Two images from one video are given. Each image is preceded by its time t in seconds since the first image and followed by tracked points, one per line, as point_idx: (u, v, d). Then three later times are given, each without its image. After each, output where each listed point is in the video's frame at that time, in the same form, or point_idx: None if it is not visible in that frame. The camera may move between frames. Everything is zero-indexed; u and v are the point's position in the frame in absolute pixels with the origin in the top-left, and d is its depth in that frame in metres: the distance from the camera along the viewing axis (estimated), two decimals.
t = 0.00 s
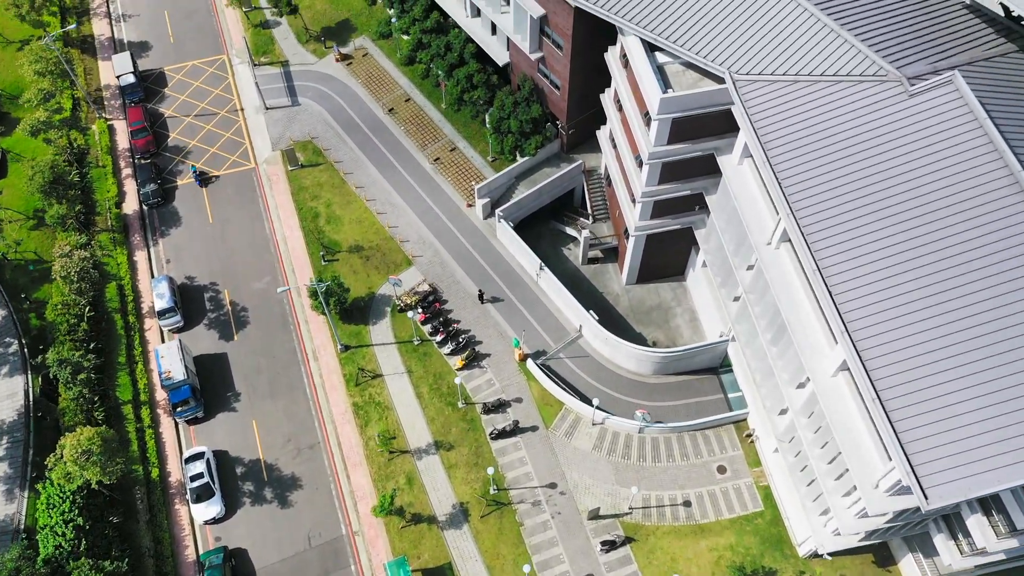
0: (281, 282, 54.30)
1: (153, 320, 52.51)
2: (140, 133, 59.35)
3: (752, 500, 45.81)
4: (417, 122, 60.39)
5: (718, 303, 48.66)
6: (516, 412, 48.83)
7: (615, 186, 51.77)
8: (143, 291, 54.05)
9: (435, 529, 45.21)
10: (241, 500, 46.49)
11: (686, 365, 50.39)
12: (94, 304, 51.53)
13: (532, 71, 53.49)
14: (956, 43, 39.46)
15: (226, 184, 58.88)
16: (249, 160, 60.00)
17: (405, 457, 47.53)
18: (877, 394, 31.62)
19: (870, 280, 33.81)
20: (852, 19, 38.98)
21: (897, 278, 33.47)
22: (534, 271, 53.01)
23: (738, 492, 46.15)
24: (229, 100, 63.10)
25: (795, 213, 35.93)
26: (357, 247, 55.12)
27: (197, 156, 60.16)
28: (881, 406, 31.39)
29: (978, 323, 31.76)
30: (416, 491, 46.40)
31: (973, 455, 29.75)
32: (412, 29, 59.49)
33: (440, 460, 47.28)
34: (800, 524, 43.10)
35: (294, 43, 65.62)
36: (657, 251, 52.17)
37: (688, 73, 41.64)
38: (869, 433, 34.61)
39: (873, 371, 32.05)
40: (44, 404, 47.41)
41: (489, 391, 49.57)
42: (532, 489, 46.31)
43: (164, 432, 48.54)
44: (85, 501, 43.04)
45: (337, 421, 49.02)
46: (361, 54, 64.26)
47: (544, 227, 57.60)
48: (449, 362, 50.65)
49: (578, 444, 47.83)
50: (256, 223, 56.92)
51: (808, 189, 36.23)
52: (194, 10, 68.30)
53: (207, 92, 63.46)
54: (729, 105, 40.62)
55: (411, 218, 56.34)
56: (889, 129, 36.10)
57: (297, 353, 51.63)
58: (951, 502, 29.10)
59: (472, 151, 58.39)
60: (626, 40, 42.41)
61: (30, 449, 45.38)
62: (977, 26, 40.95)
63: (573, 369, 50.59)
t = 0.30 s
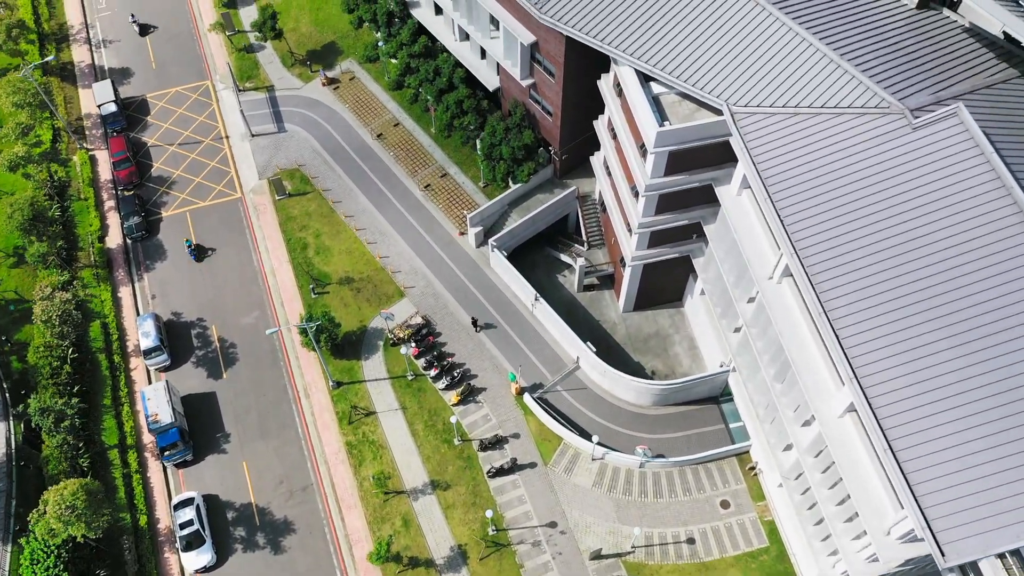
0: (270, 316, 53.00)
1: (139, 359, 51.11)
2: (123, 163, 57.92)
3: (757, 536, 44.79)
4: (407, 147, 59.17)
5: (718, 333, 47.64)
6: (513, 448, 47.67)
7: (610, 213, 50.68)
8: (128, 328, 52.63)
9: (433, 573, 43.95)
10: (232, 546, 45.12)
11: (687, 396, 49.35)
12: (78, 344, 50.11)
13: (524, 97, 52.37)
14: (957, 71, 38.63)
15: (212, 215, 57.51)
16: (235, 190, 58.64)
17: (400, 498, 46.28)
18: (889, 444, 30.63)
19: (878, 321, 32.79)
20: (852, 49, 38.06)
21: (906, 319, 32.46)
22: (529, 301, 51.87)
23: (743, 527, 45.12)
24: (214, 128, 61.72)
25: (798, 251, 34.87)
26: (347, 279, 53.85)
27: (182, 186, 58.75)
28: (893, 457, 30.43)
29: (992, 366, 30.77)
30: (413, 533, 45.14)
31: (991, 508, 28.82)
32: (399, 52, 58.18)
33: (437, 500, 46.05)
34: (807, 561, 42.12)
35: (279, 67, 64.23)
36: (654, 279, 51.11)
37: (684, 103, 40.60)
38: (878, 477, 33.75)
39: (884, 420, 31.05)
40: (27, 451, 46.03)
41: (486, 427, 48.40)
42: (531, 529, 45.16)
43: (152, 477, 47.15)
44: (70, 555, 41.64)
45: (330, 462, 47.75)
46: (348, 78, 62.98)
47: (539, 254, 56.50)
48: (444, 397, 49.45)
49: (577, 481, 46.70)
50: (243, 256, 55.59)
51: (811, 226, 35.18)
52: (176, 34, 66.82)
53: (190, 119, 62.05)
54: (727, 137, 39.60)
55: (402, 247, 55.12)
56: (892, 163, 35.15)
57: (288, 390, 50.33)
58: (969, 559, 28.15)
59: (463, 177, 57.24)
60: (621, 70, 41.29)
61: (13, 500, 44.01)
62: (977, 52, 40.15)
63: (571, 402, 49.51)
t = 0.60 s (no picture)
0: (259, 353, 51.70)
1: (125, 400, 49.72)
2: (106, 196, 56.51)
3: (763, 573, 43.77)
4: (397, 174, 57.94)
5: (719, 364, 46.59)
6: (512, 487, 46.54)
7: (606, 242, 49.58)
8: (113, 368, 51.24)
9: None
10: None
11: (688, 428, 48.29)
12: (61, 387, 48.72)
13: (516, 124, 51.24)
14: (959, 99, 37.64)
15: (198, 247, 56.12)
16: (222, 221, 57.28)
17: (397, 541, 45.04)
18: (904, 496, 29.58)
19: (887, 365, 31.69)
20: (853, 79, 37.09)
21: (917, 364, 31.41)
22: (525, 332, 50.70)
23: (749, 564, 44.09)
24: (199, 156, 60.34)
25: (803, 291, 33.74)
26: (338, 312, 52.57)
27: (167, 218, 57.35)
28: (908, 509, 29.39)
29: (1007, 413, 29.79)
30: None
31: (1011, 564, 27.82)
32: (387, 78, 57.08)
33: (435, 543, 44.84)
34: None
35: (265, 92, 62.88)
36: (652, 308, 50.04)
37: (682, 135, 39.55)
38: (890, 525, 32.73)
39: (898, 471, 29.99)
40: (10, 502, 44.65)
41: (483, 464, 47.26)
42: (532, 570, 44.03)
43: (140, 524, 45.78)
44: None
45: (324, 504, 46.47)
46: (336, 103, 61.71)
47: (534, 282, 55.37)
48: (440, 434, 48.26)
49: (578, 519, 45.57)
50: (231, 290, 54.25)
51: (816, 265, 34.07)
52: (158, 59, 65.35)
53: (175, 148, 60.64)
54: (727, 170, 38.57)
55: (394, 278, 53.89)
56: (898, 199, 34.16)
57: (279, 430, 49.04)
58: None
59: (455, 204, 56.07)
60: (616, 102, 40.23)
61: None
62: (979, 78, 39.17)
63: (570, 437, 48.41)
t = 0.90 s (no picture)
0: (249, 392, 50.41)
1: (111, 444, 48.32)
2: (88, 231, 55.04)
3: None
4: (387, 202, 56.73)
5: (720, 397, 45.59)
6: (512, 527, 45.36)
7: (602, 272, 48.45)
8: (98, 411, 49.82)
9: None
10: None
11: (690, 462, 47.26)
12: (44, 434, 47.30)
13: (508, 153, 50.16)
14: (963, 129, 36.72)
15: (184, 282, 54.75)
16: (208, 254, 55.92)
17: None
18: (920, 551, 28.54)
19: (899, 413, 30.66)
20: (854, 112, 36.11)
21: (930, 411, 30.38)
22: (522, 366, 49.52)
23: None
24: (183, 187, 58.96)
25: (810, 335, 32.66)
26: (330, 348, 51.31)
27: (152, 252, 55.94)
28: (924, 565, 28.34)
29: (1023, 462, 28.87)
30: None
31: None
32: (375, 105, 55.98)
33: None
34: None
35: (250, 119, 61.57)
36: (651, 339, 48.99)
37: (680, 169, 38.51)
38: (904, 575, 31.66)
39: (914, 524, 28.95)
40: None
41: (482, 504, 46.08)
42: None
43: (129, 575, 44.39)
44: None
45: (319, 549, 45.20)
46: (323, 129, 60.47)
47: (529, 311, 54.25)
48: (437, 473, 47.08)
49: (581, 560, 44.43)
50: (219, 326, 52.92)
51: (822, 307, 33.02)
52: (140, 86, 63.89)
53: (159, 179, 59.25)
54: (727, 205, 37.55)
55: (386, 311, 52.65)
56: (904, 238, 33.19)
57: (271, 472, 47.78)
58: None
59: (447, 233, 54.90)
60: (612, 135, 39.10)
61: None
62: (982, 105, 38.25)
63: (570, 473, 47.31)
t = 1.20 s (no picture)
0: (239, 433, 49.09)
1: (97, 491, 46.95)
2: (70, 268, 53.64)
3: None
4: (377, 232, 55.51)
5: (722, 431, 44.63)
6: (512, 569, 44.17)
7: (599, 305, 47.36)
8: (84, 456, 48.43)
9: None
10: None
11: (692, 497, 46.23)
12: (28, 484, 45.91)
13: (500, 183, 49.02)
14: (967, 161, 35.83)
15: (170, 319, 53.37)
16: (195, 289, 54.54)
17: None
18: None
19: (913, 463, 29.60)
20: (857, 147, 35.19)
21: (945, 461, 29.35)
22: (519, 401, 48.35)
23: None
24: (168, 219, 57.57)
25: (818, 381, 31.61)
26: (321, 386, 50.00)
27: (136, 288, 54.51)
28: None
29: None
30: None
31: None
32: (363, 133, 54.78)
33: None
34: None
35: (235, 147, 60.20)
36: (651, 371, 47.98)
37: (679, 205, 37.51)
38: None
39: None
40: None
41: (481, 546, 44.90)
42: None
43: None
44: None
45: None
46: (311, 156, 59.18)
47: (525, 341, 53.15)
48: (434, 514, 45.86)
49: None
50: (207, 364, 51.61)
51: (829, 351, 32.01)
52: (121, 115, 62.45)
53: (142, 212, 57.83)
54: (728, 243, 36.59)
55: (379, 345, 51.45)
56: (913, 279, 32.20)
57: (264, 517, 46.51)
58: None
59: (439, 263, 53.75)
60: (608, 171, 38.06)
61: None
62: (986, 135, 37.38)
63: (570, 511, 46.22)
